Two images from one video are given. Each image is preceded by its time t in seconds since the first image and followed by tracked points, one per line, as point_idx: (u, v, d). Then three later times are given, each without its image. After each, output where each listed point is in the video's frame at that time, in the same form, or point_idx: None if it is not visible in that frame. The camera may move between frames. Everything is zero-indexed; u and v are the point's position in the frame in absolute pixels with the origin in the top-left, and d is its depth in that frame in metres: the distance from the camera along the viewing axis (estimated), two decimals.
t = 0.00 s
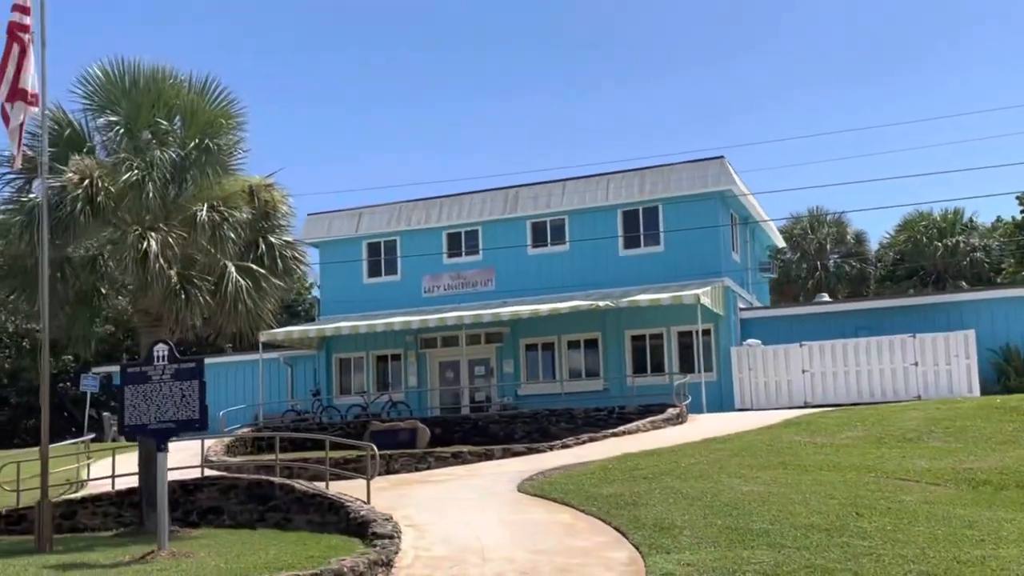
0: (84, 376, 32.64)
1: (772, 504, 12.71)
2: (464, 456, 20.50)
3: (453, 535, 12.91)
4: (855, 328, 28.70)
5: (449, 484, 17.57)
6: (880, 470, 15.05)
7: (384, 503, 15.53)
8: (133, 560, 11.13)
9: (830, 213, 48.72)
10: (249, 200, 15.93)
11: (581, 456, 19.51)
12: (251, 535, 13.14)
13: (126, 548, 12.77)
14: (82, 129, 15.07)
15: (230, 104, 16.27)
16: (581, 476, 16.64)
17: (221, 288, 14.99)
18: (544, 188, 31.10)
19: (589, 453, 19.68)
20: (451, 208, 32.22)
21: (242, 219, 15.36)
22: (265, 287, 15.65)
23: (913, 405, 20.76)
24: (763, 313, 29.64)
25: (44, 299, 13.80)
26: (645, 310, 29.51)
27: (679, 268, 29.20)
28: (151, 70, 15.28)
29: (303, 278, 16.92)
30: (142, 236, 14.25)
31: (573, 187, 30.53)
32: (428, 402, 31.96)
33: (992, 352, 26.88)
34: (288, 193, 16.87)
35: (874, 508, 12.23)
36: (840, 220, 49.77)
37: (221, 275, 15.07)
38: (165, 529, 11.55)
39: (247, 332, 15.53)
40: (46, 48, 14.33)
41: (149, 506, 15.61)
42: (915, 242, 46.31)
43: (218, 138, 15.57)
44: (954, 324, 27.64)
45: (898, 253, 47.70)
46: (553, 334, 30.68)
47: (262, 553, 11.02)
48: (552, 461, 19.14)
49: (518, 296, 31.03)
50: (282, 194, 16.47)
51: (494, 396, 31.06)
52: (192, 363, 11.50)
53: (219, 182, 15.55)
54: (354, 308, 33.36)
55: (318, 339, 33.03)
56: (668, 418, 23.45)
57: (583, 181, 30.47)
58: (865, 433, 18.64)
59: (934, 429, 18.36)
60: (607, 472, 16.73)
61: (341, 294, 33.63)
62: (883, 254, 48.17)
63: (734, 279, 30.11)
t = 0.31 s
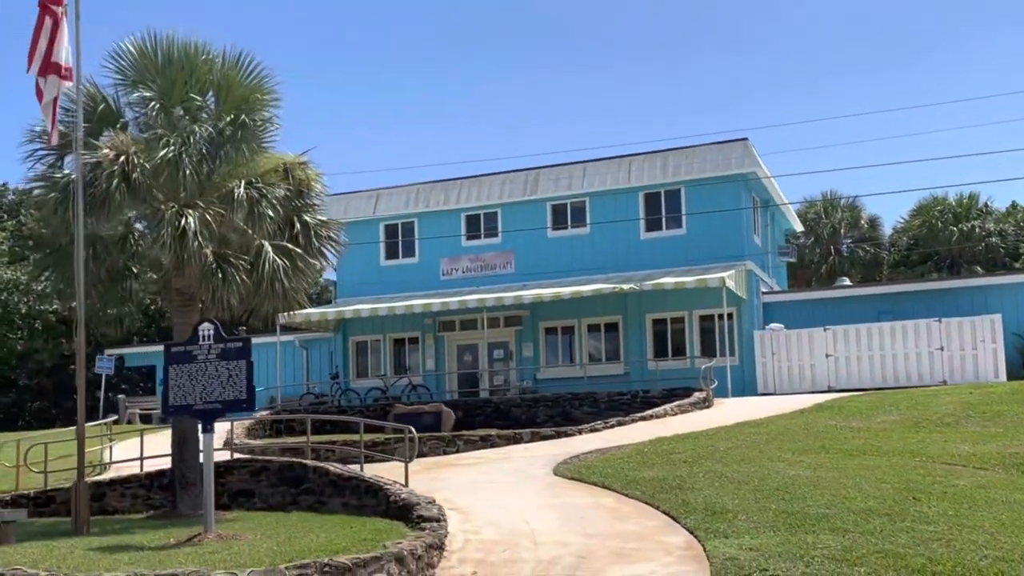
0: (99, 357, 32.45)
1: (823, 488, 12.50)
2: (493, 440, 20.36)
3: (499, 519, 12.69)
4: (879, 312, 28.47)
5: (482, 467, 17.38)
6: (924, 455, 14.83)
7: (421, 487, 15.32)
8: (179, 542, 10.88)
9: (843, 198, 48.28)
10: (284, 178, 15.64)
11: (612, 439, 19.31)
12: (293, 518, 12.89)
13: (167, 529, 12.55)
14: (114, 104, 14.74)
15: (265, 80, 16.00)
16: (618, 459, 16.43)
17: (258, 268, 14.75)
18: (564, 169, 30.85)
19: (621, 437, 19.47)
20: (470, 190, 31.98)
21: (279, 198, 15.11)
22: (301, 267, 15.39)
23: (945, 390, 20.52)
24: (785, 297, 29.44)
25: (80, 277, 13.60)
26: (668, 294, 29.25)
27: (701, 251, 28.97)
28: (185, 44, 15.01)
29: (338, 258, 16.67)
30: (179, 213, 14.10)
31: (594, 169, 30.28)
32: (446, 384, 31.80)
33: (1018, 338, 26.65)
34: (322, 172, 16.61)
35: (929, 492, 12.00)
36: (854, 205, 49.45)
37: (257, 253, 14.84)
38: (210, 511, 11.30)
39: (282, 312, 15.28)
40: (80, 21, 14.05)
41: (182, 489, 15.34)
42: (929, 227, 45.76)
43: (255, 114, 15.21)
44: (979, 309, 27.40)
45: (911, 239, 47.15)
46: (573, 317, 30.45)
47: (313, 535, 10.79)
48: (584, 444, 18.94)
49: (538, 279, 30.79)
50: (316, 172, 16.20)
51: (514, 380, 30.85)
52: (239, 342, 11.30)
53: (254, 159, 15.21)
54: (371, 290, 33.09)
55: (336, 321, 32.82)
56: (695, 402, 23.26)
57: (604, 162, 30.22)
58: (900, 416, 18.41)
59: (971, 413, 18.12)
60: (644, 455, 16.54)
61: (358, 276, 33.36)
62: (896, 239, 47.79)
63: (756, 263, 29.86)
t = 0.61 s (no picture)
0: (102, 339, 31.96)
1: (864, 472, 12.27)
2: (513, 423, 20.20)
3: (534, 503, 12.47)
4: (894, 296, 28.25)
5: (506, 451, 17.16)
6: (959, 438, 14.60)
7: (448, 470, 15.10)
8: (214, 523, 10.67)
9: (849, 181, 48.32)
10: (308, 155, 15.32)
11: (635, 422, 19.09)
12: (324, 500, 12.69)
13: (196, 512, 12.33)
14: (137, 77, 14.41)
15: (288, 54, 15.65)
16: (646, 443, 16.20)
17: (284, 246, 14.52)
18: (576, 150, 30.55)
19: (643, 420, 19.25)
20: (481, 170, 31.67)
21: (304, 174, 14.84)
22: (325, 244, 15.20)
23: (969, 374, 20.27)
24: (800, 281, 29.32)
25: (104, 253, 13.30)
26: (681, 277, 29.00)
27: (715, 234, 28.74)
28: (208, 16, 14.65)
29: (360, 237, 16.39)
30: (205, 188, 13.82)
31: (607, 150, 30.00)
32: (455, 367, 31.60)
33: None
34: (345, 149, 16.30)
35: (975, 475, 11.75)
36: (861, 188, 49.22)
37: (283, 232, 14.59)
38: (245, 493, 11.09)
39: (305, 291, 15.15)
40: None
41: (205, 471, 15.04)
42: (937, 211, 45.11)
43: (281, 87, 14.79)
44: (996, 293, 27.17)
45: (917, 224, 46.42)
46: (586, 300, 30.20)
47: (352, 518, 10.60)
48: (607, 427, 18.72)
49: (549, 261, 30.51)
50: (340, 150, 15.89)
51: (525, 363, 30.58)
52: (274, 320, 11.03)
53: (278, 135, 14.87)
54: (380, 272, 32.77)
55: (344, 303, 32.53)
56: (712, 386, 23.07)
57: (618, 143, 29.94)
58: (927, 399, 18.16)
59: (999, 396, 17.90)
60: (672, 438, 16.33)
61: (367, 258, 33.02)
62: (903, 222, 47.56)
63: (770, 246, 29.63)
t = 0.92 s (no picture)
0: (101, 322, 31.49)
1: (892, 455, 12.19)
2: (525, 407, 20.14)
3: (559, 486, 12.35)
4: (901, 281, 28.21)
5: (521, 434, 17.06)
6: (981, 421, 14.51)
7: (466, 454, 14.98)
8: (241, 506, 10.56)
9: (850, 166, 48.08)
10: (325, 134, 15.09)
11: (648, 406, 19.01)
12: (347, 483, 12.57)
13: (218, 494, 12.19)
14: (152, 53, 14.18)
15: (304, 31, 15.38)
16: (663, 426, 16.10)
17: (302, 226, 14.33)
18: (582, 133, 30.33)
19: (656, 404, 19.17)
20: (486, 153, 31.43)
21: (323, 153, 14.62)
22: (342, 225, 15.02)
23: (981, 359, 20.22)
24: (807, 265, 29.13)
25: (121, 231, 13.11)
26: (688, 261, 28.85)
27: (722, 217, 28.61)
28: None
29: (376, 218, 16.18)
30: (224, 167, 13.63)
31: (613, 132, 29.81)
32: (459, 351, 31.36)
33: None
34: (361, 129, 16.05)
35: (1005, 459, 11.67)
36: (861, 173, 49.05)
37: (300, 212, 14.39)
38: (271, 476, 10.98)
39: (322, 272, 14.99)
40: None
41: (220, 454, 14.87)
42: (938, 196, 44.91)
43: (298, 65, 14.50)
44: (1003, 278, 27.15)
45: (918, 209, 46.25)
46: (591, 284, 30.04)
47: (381, 501, 10.49)
48: (621, 411, 18.63)
49: (554, 245, 30.33)
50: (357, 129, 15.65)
51: (529, 348, 30.40)
52: (301, 301, 10.88)
53: (296, 114, 14.65)
54: (383, 255, 32.53)
55: (347, 286, 32.30)
56: (722, 370, 23.01)
57: (624, 126, 29.74)
58: (942, 383, 18.11)
59: (1014, 380, 17.85)
60: (689, 421, 16.24)
61: (370, 241, 32.78)
62: (903, 207, 47.47)
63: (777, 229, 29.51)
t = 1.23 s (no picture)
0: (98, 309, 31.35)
1: (906, 442, 12.17)
2: (529, 393, 20.17)
3: (574, 473, 12.29)
4: (901, 268, 28.22)
5: (528, 422, 17.02)
6: (991, 408, 14.49)
7: (476, 441, 14.91)
8: (257, 493, 10.49)
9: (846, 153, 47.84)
10: (333, 118, 14.93)
11: (653, 393, 18.99)
12: (359, 470, 12.49)
13: (231, 481, 12.10)
14: (160, 36, 14.03)
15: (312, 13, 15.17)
16: (672, 413, 16.05)
17: (312, 211, 14.22)
18: (583, 119, 30.18)
19: (661, 390, 19.14)
20: (485, 139, 31.27)
21: (332, 137, 14.47)
22: (351, 210, 14.91)
23: (985, 346, 20.21)
24: (805, 252, 29.18)
25: (129, 216, 12.98)
26: (689, 248, 28.79)
27: (723, 204, 28.53)
28: None
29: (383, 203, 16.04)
30: (233, 151, 13.46)
31: (614, 118, 29.68)
32: (459, 338, 31.26)
33: None
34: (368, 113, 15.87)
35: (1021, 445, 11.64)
36: (857, 160, 48.87)
37: (309, 198, 14.26)
38: (285, 462, 10.91)
39: (329, 259, 14.88)
40: None
41: (228, 441, 14.79)
42: (934, 184, 44.82)
43: (307, 48, 14.29)
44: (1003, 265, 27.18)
45: (913, 197, 46.21)
46: (591, 271, 29.95)
47: (398, 488, 10.41)
48: (626, 398, 18.60)
49: (554, 232, 30.23)
50: (364, 114, 15.47)
51: (528, 335, 30.30)
52: (316, 286, 10.79)
53: (304, 97, 14.48)
54: (381, 242, 32.39)
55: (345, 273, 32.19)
56: (726, 356, 22.98)
57: (624, 112, 29.62)
58: (948, 370, 18.09)
59: (1020, 367, 17.84)
60: (698, 408, 16.22)
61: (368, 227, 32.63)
62: (899, 195, 47.38)
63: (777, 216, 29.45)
